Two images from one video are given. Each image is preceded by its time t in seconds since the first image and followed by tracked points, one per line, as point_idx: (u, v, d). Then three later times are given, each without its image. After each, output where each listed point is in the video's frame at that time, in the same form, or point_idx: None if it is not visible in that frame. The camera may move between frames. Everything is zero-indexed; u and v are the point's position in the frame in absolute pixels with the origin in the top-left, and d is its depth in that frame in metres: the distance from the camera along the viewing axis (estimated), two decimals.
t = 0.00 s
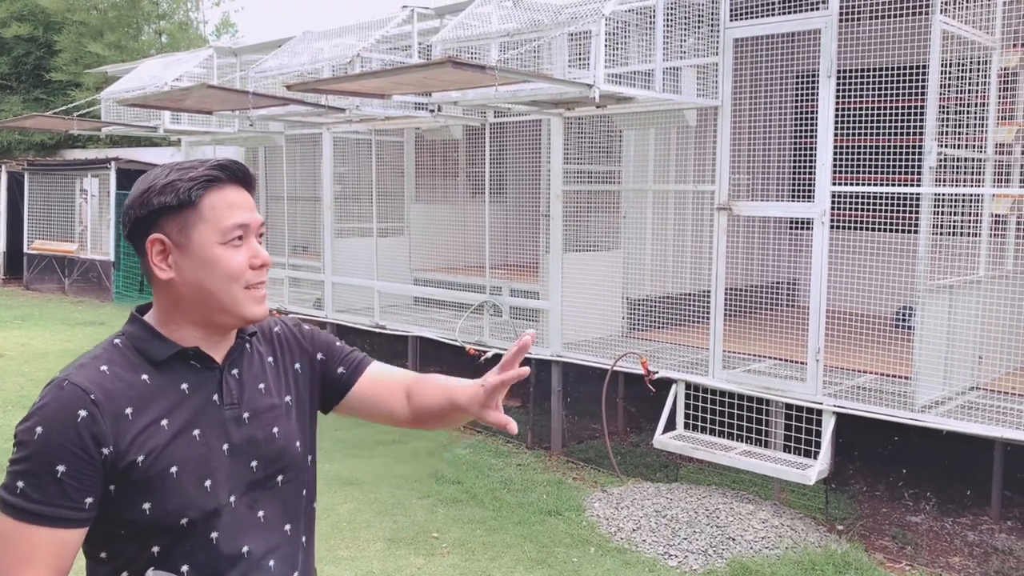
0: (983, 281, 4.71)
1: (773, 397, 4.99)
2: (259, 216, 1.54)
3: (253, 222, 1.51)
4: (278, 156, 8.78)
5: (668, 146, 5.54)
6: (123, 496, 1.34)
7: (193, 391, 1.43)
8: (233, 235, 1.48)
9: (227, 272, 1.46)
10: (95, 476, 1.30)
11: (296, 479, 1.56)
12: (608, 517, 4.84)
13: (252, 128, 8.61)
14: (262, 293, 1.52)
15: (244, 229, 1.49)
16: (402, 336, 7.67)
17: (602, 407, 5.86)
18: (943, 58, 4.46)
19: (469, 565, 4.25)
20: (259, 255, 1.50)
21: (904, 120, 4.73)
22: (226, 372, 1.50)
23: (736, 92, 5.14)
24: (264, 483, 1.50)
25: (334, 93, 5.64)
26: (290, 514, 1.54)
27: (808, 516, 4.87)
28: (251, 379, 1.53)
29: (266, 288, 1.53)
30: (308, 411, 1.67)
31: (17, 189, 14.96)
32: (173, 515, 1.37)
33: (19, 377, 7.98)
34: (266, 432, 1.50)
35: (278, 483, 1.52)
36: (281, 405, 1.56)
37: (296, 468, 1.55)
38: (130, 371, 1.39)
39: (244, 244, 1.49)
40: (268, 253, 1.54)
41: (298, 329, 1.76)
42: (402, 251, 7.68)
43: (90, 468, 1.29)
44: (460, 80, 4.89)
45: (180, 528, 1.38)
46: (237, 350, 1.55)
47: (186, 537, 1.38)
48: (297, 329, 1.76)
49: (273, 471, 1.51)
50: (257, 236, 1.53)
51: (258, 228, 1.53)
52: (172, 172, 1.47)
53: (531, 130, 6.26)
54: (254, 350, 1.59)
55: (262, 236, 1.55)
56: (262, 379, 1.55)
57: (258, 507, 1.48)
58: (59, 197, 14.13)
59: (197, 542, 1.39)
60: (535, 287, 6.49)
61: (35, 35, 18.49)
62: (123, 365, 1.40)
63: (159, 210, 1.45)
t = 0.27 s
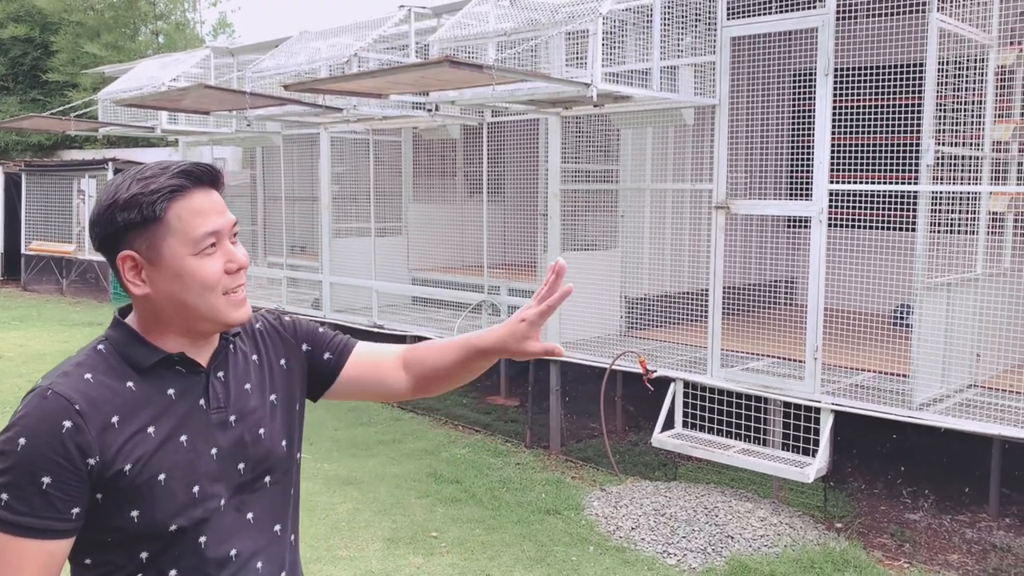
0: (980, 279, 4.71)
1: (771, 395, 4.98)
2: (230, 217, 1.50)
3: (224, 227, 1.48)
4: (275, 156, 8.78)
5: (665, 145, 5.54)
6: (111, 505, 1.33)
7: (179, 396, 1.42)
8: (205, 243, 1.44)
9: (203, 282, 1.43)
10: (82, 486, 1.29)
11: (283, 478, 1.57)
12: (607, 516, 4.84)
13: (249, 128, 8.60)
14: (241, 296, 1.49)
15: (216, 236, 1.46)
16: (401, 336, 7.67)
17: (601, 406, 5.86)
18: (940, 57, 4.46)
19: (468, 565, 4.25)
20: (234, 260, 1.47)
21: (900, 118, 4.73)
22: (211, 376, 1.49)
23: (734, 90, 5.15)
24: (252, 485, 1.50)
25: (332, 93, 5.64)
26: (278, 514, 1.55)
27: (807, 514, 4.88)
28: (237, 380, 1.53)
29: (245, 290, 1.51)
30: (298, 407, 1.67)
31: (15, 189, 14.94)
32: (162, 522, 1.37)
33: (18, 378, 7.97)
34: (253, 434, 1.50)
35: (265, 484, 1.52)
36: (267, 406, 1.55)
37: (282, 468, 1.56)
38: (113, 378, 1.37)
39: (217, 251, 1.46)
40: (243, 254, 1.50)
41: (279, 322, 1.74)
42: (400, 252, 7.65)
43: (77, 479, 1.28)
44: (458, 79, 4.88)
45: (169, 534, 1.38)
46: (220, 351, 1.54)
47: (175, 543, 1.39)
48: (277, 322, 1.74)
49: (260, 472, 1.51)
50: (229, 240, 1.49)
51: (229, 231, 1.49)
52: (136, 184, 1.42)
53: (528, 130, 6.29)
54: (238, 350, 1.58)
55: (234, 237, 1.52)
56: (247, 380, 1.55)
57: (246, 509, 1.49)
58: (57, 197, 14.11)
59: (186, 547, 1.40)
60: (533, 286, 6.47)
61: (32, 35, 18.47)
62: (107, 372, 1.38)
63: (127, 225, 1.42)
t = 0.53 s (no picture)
0: (981, 276, 4.70)
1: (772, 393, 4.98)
2: (203, 214, 1.48)
3: (197, 225, 1.45)
4: (275, 156, 8.78)
5: (665, 143, 5.54)
6: (107, 509, 1.33)
7: (173, 397, 1.42)
8: (178, 243, 1.42)
9: (180, 283, 1.42)
10: (77, 491, 1.29)
11: (281, 477, 1.56)
12: (609, 514, 4.84)
13: (249, 127, 8.60)
14: (223, 293, 1.47)
15: (189, 235, 1.44)
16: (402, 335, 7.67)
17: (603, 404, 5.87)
18: (941, 53, 4.44)
19: (470, 563, 4.25)
20: (210, 258, 1.45)
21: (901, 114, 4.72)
22: (206, 375, 1.48)
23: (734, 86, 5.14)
24: (250, 484, 1.50)
25: (332, 91, 5.63)
26: (277, 513, 1.55)
27: (809, 512, 4.87)
28: (231, 380, 1.52)
29: (228, 286, 1.48)
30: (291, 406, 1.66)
31: (16, 190, 14.95)
32: (161, 524, 1.37)
33: (19, 379, 7.98)
34: (249, 433, 1.50)
35: (263, 483, 1.52)
36: (262, 405, 1.55)
37: (280, 466, 1.56)
38: (107, 380, 1.37)
39: (192, 251, 1.44)
40: (220, 250, 1.48)
41: (272, 323, 1.74)
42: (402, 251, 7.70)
43: (72, 485, 1.28)
44: (458, 78, 4.88)
45: (167, 536, 1.38)
46: (214, 350, 1.53)
47: (173, 545, 1.39)
48: (270, 324, 1.74)
49: (258, 471, 1.51)
50: (205, 238, 1.47)
51: (204, 229, 1.47)
52: (102, 191, 1.41)
53: (529, 128, 6.30)
54: (232, 349, 1.58)
55: (211, 234, 1.49)
56: (242, 378, 1.54)
57: (246, 508, 1.49)
58: (57, 198, 14.12)
59: (186, 548, 1.40)
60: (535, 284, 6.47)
61: (32, 36, 18.48)
62: (99, 375, 1.38)
63: (98, 233, 1.40)
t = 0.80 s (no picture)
0: (985, 273, 4.68)
1: (775, 390, 4.98)
2: (198, 210, 1.47)
3: (190, 221, 1.44)
4: (277, 154, 8.78)
5: (668, 140, 5.54)
6: (116, 512, 1.33)
7: (178, 399, 1.42)
8: (169, 239, 1.41)
9: (172, 279, 1.40)
10: (87, 493, 1.28)
11: (285, 477, 1.57)
12: (611, 512, 4.84)
13: (252, 126, 8.60)
14: (220, 289, 1.45)
15: (180, 231, 1.42)
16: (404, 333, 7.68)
17: (606, 402, 5.89)
18: (943, 51, 4.46)
19: (472, 561, 4.25)
20: (204, 253, 1.43)
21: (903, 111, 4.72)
22: (210, 376, 1.49)
23: (737, 84, 5.18)
24: (256, 485, 1.50)
25: (334, 90, 5.63)
26: (282, 513, 1.55)
27: (811, 509, 4.87)
28: (235, 381, 1.53)
29: (225, 283, 1.46)
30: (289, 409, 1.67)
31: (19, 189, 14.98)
32: (169, 526, 1.36)
33: (22, 377, 7.99)
34: (254, 434, 1.51)
35: (268, 484, 1.53)
36: (266, 406, 1.56)
37: (285, 467, 1.57)
38: (112, 382, 1.37)
39: (185, 247, 1.42)
40: (215, 246, 1.47)
41: (274, 327, 1.75)
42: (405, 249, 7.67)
43: (81, 487, 1.28)
44: (460, 75, 4.87)
45: (175, 539, 1.37)
46: (217, 352, 1.53)
47: (182, 547, 1.38)
48: (272, 329, 1.75)
49: (264, 472, 1.52)
50: (200, 234, 1.45)
51: (198, 225, 1.45)
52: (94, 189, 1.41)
53: (531, 126, 6.29)
54: (234, 350, 1.58)
55: (207, 231, 1.48)
56: (245, 380, 1.55)
57: (252, 509, 1.49)
58: (60, 196, 14.14)
59: (194, 550, 1.40)
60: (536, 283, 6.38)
61: (35, 35, 18.49)
62: (104, 376, 1.37)
63: (91, 232, 1.40)
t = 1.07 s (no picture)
0: (988, 272, 4.68)
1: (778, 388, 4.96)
2: (204, 206, 1.47)
3: (191, 217, 1.44)
4: (279, 151, 8.78)
5: (671, 139, 5.57)
6: (124, 507, 1.33)
7: (187, 395, 1.42)
8: (167, 233, 1.42)
9: (165, 272, 1.40)
10: (97, 485, 1.28)
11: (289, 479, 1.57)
12: (614, 510, 4.84)
13: (254, 123, 8.60)
14: (217, 287, 1.44)
15: (179, 225, 1.42)
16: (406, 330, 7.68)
17: (607, 400, 5.88)
18: (948, 48, 4.41)
19: (474, 559, 4.25)
20: (202, 250, 1.42)
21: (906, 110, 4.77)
22: (219, 374, 1.49)
23: (740, 82, 5.17)
24: (262, 485, 1.50)
25: (337, 87, 5.62)
26: (285, 514, 1.55)
27: (813, 507, 4.86)
28: (244, 380, 1.53)
29: (224, 281, 1.45)
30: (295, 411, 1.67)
31: (20, 185, 14.97)
32: (175, 523, 1.36)
33: (24, 374, 7.99)
34: (262, 434, 1.51)
35: (274, 484, 1.53)
36: (275, 406, 1.56)
37: (290, 468, 1.57)
38: (123, 376, 1.37)
39: (183, 241, 1.42)
40: (217, 244, 1.46)
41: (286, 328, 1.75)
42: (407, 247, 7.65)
43: (91, 478, 1.28)
44: (463, 73, 4.86)
45: (180, 536, 1.37)
46: (226, 350, 1.53)
47: (186, 545, 1.38)
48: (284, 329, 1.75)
49: (270, 472, 1.52)
50: (202, 230, 1.45)
51: (201, 220, 1.45)
52: (103, 178, 1.44)
53: (532, 124, 6.27)
54: (244, 349, 1.58)
55: (213, 227, 1.47)
56: (254, 379, 1.55)
57: (257, 510, 1.49)
58: (62, 193, 14.13)
59: (199, 549, 1.39)
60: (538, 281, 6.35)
61: (37, 32, 18.48)
62: (115, 369, 1.38)
63: (97, 219, 1.43)
